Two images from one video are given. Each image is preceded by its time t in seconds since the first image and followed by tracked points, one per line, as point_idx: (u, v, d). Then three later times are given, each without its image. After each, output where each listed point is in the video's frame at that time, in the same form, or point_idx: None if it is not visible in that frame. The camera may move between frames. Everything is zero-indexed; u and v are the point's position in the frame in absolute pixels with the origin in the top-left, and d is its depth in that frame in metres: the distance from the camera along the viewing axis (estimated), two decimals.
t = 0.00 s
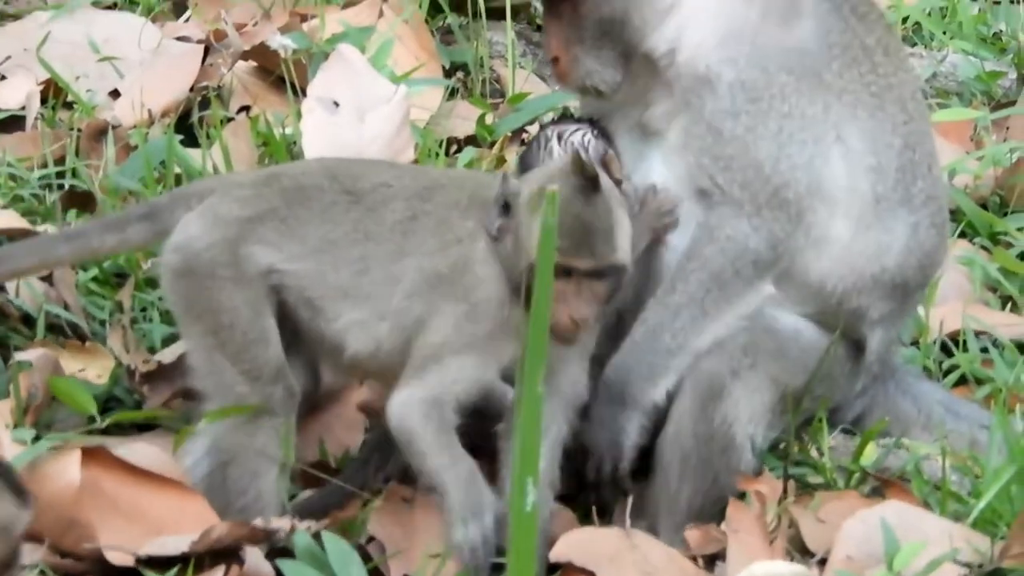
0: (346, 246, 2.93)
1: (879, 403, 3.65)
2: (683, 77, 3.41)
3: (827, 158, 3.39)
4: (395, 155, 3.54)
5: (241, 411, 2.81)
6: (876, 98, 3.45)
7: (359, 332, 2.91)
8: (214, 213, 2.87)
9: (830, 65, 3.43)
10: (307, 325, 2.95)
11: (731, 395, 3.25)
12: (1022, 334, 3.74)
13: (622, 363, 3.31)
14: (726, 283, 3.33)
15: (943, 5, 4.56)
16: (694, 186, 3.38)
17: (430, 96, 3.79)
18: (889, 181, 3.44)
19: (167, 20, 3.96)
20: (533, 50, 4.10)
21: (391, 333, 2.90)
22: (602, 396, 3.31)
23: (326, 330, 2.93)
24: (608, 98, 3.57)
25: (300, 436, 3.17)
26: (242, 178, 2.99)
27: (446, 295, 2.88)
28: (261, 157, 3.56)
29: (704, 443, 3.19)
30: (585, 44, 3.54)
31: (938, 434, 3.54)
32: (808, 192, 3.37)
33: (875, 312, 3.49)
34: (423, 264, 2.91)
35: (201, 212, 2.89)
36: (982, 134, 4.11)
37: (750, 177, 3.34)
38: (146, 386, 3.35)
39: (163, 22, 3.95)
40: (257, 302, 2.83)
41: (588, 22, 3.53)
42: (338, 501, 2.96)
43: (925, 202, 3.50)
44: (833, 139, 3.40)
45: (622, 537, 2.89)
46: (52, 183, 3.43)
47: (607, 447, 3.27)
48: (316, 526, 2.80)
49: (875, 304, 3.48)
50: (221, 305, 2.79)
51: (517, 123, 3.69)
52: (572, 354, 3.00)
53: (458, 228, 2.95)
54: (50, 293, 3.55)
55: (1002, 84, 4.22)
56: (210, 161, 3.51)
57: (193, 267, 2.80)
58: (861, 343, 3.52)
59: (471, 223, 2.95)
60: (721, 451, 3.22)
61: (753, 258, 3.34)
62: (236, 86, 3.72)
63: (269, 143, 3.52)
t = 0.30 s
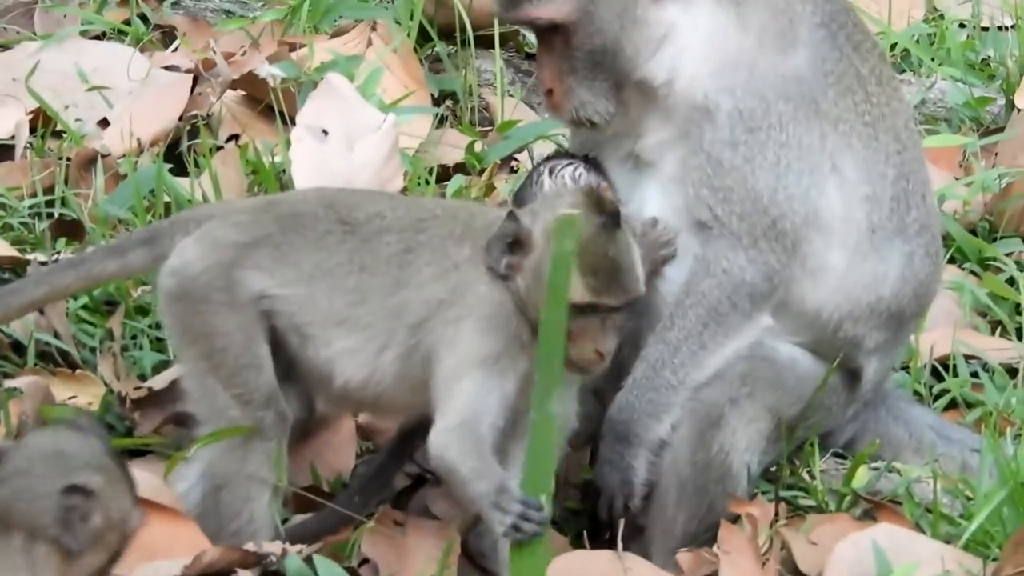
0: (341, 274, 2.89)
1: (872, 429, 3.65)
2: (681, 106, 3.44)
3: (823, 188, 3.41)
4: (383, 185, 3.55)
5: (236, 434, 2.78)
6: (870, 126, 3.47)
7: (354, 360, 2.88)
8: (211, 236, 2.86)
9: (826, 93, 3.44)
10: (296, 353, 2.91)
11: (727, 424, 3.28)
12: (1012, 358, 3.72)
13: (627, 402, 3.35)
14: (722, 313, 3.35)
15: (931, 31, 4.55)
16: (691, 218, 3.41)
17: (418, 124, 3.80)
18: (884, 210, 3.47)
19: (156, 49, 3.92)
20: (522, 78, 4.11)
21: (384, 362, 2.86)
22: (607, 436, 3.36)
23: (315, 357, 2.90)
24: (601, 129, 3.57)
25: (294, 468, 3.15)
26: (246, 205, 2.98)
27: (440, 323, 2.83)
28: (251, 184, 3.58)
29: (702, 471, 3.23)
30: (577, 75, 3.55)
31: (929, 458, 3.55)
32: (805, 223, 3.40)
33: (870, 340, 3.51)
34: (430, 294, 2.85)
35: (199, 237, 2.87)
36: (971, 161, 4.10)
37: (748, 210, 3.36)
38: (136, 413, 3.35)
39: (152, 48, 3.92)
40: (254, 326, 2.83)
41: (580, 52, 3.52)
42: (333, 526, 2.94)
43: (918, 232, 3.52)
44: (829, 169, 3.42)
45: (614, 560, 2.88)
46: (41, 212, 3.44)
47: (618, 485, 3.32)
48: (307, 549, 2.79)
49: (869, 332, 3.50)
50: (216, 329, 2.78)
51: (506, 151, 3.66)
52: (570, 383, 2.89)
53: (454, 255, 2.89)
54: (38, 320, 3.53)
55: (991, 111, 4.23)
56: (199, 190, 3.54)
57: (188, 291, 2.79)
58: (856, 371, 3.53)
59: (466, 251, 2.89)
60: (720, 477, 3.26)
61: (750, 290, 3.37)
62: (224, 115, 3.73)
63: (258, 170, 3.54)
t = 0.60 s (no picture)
0: (333, 284, 2.86)
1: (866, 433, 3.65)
2: (678, 110, 3.45)
3: (817, 192, 3.41)
4: (376, 189, 3.56)
5: (230, 437, 2.80)
6: (864, 130, 3.47)
7: (345, 371, 2.85)
8: (208, 240, 2.86)
9: (822, 96, 3.44)
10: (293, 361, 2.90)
11: (720, 427, 3.30)
12: (1006, 360, 3.71)
13: (622, 407, 3.35)
14: (717, 317, 3.35)
15: (923, 34, 4.56)
16: (686, 223, 3.41)
17: (411, 129, 3.80)
18: (877, 213, 3.47)
19: (149, 54, 3.91)
20: (515, 82, 4.11)
21: (376, 372, 2.84)
22: (602, 442, 3.34)
23: (308, 366, 2.88)
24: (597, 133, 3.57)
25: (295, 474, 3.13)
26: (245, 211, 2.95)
27: (430, 336, 2.80)
28: (243, 189, 3.57)
29: (695, 475, 3.26)
30: (576, 80, 3.52)
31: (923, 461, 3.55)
32: (800, 226, 3.39)
33: (864, 344, 3.51)
34: (418, 307, 2.82)
35: (200, 240, 2.86)
36: (964, 163, 4.09)
37: (744, 214, 3.35)
38: (131, 419, 3.33)
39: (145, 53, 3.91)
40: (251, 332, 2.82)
41: (578, 57, 3.49)
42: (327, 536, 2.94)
43: (912, 235, 3.52)
44: (823, 174, 3.42)
45: (608, 564, 2.88)
46: (34, 218, 3.45)
47: (612, 490, 3.30)
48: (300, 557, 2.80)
49: (863, 336, 3.51)
50: (212, 335, 2.78)
51: (499, 155, 3.68)
52: (559, 392, 2.92)
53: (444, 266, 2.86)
54: (32, 325, 3.53)
55: (984, 113, 4.23)
56: (191, 195, 3.54)
57: (186, 294, 2.78)
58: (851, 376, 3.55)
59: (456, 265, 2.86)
60: (713, 482, 3.27)
61: (744, 294, 3.36)
62: (217, 120, 3.74)
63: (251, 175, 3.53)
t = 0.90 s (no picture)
0: (326, 303, 2.77)
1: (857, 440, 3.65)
2: (669, 116, 3.45)
3: (809, 199, 3.41)
4: (367, 197, 3.56)
5: (217, 449, 2.75)
6: (854, 136, 3.47)
7: (338, 390, 2.77)
8: (200, 256, 2.78)
9: (813, 102, 3.43)
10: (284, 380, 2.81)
11: (711, 434, 3.29)
12: (998, 367, 3.70)
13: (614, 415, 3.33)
14: (707, 324, 3.34)
15: (915, 41, 4.56)
16: (677, 229, 3.40)
17: (402, 136, 3.80)
18: (869, 219, 3.47)
19: (140, 63, 3.91)
20: (506, 90, 4.11)
21: (370, 392, 2.75)
22: (592, 450, 3.33)
23: (301, 382, 2.79)
24: (591, 140, 3.56)
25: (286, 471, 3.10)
26: (229, 224, 2.88)
27: (430, 357, 2.72)
28: (234, 198, 3.57)
29: (687, 482, 3.24)
30: (569, 88, 3.51)
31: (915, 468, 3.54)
32: (790, 233, 3.40)
33: (855, 350, 3.52)
34: (412, 328, 2.74)
35: (186, 254, 2.80)
36: (956, 170, 4.08)
37: (735, 220, 3.36)
38: (121, 428, 3.32)
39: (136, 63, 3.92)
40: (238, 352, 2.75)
41: (571, 64, 3.48)
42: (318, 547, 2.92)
43: (902, 242, 3.54)
44: (814, 180, 3.42)
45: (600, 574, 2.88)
46: (24, 226, 3.44)
47: (603, 498, 3.28)
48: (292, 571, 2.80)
49: (854, 343, 3.52)
50: (195, 348, 2.72)
51: (490, 163, 3.69)
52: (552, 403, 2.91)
53: (446, 289, 2.79)
54: (23, 335, 3.52)
55: (976, 120, 4.22)
56: (182, 204, 3.54)
57: (173, 310, 2.73)
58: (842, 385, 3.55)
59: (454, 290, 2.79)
60: (706, 490, 3.25)
61: (735, 301, 3.36)
62: (208, 128, 3.73)
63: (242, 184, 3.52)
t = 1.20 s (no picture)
0: (314, 315, 2.73)
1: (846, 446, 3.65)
2: (661, 123, 3.43)
3: (800, 207, 3.43)
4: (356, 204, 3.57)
5: (206, 461, 2.72)
6: (843, 141, 3.48)
7: (326, 404, 2.73)
8: (184, 268, 2.73)
9: (803, 108, 3.44)
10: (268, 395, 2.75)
11: (702, 441, 3.28)
12: (988, 373, 3.70)
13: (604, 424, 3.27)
14: (698, 330, 3.33)
15: (906, 46, 4.56)
16: (665, 235, 3.35)
17: (391, 144, 3.80)
18: (858, 225, 3.49)
19: (128, 71, 3.93)
20: (495, 97, 4.10)
21: (360, 404, 2.72)
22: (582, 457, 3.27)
23: (286, 397, 2.74)
24: (585, 147, 3.49)
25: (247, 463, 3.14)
26: (215, 234, 2.83)
27: (429, 366, 2.70)
28: (223, 207, 3.57)
29: (677, 489, 3.22)
30: (564, 95, 3.47)
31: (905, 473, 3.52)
32: (779, 240, 3.40)
33: (845, 357, 3.53)
34: (406, 340, 2.71)
35: (168, 266, 2.75)
36: (946, 175, 4.07)
37: (726, 227, 3.35)
38: (110, 437, 3.31)
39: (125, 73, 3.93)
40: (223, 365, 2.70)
41: (567, 71, 3.46)
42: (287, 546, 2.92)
43: (892, 248, 3.55)
44: (805, 187, 3.43)
45: None
46: (13, 236, 3.44)
47: (594, 505, 3.23)
48: None
49: (845, 349, 3.53)
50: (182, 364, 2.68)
51: (479, 170, 3.70)
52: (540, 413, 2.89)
53: (443, 301, 2.76)
54: (12, 345, 3.51)
55: (966, 125, 4.22)
56: (171, 212, 3.54)
57: (158, 323, 2.68)
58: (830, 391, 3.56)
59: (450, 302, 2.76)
60: (695, 496, 3.25)
61: (726, 308, 3.36)
62: (197, 137, 3.73)
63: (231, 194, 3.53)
